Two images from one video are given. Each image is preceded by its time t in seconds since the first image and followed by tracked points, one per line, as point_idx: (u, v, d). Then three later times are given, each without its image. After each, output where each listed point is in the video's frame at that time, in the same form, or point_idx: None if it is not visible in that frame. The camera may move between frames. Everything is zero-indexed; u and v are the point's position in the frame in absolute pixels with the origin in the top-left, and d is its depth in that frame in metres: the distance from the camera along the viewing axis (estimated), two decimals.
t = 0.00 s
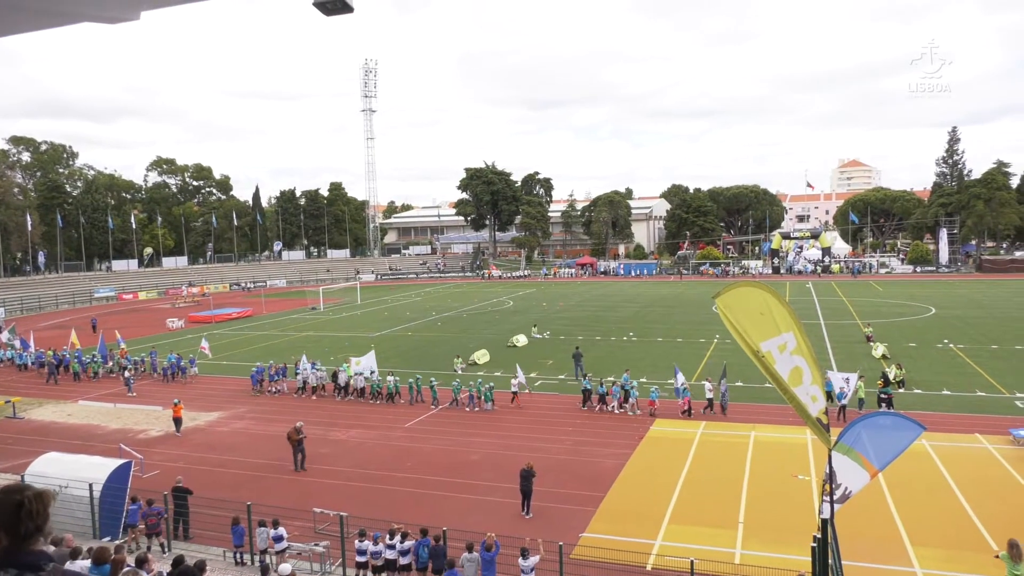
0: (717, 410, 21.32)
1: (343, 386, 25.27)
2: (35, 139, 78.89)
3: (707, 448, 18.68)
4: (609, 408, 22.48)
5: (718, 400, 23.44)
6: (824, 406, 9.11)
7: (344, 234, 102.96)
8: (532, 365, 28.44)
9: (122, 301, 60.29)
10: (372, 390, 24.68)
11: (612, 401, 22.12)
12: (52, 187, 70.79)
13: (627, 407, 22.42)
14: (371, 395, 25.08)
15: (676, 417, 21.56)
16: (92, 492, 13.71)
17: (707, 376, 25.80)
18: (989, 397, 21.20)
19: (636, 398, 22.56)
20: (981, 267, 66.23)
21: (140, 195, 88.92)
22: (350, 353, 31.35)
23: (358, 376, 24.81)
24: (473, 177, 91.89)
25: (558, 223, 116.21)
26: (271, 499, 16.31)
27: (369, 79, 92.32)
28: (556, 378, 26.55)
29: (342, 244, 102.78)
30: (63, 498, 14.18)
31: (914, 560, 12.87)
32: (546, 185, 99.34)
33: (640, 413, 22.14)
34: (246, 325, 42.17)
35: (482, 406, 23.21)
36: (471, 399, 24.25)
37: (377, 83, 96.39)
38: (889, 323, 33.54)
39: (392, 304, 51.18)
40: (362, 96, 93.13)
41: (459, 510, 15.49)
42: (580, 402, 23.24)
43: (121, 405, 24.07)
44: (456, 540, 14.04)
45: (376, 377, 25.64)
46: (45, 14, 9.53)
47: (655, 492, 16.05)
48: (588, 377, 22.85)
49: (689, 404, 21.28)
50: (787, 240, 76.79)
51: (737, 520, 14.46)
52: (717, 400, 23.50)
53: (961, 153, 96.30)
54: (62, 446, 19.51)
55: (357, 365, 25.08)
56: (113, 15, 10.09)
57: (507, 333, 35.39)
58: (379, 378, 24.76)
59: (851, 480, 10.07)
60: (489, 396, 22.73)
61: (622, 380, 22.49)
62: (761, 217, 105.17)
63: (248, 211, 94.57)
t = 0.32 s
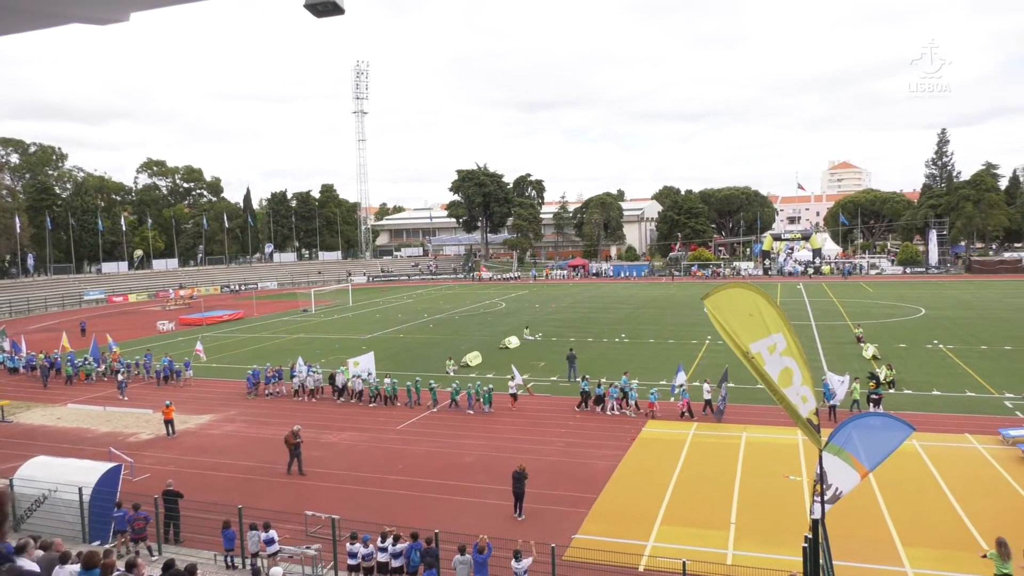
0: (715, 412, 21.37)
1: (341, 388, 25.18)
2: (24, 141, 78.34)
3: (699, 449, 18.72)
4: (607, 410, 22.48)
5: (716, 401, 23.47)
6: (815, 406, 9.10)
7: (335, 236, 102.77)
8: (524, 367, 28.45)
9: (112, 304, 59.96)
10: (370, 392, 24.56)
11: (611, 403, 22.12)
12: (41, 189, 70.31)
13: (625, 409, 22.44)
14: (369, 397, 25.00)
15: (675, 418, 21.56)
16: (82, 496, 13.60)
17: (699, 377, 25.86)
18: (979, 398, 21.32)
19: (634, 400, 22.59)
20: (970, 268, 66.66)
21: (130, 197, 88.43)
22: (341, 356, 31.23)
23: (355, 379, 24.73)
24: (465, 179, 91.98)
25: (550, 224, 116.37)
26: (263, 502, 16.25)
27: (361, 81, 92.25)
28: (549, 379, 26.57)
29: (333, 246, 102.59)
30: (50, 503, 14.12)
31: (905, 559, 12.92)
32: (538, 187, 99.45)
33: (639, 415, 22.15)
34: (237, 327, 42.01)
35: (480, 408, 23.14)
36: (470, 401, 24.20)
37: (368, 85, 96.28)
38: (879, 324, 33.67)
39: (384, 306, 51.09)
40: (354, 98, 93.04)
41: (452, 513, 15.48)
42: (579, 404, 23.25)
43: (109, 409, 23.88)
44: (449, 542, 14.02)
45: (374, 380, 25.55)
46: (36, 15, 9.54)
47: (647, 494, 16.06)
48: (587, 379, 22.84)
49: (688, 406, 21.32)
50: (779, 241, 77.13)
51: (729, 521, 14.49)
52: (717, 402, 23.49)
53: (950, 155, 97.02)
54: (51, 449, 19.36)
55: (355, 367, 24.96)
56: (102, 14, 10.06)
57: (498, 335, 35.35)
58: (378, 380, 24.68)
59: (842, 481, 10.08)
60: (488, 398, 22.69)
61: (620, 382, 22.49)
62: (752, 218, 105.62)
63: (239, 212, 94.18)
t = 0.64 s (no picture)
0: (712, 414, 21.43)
1: (336, 393, 25.06)
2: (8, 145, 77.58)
3: (689, 450, 18.81)
4: (603, 412, 22.49)
5: (712, 404, 23.53)
6: (802, 408, 9.13)
7: (324, 239, 102.63)
8: (514, 369, 28.44)
9: (98, 309, 59.52)
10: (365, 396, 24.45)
11: (608, 407, 22.11)
12: (26, 193, 69.72)
13: (622, 411, 22.46)
14: (364, 402, 24.88)
15: (671, 421, 21.57)
16: (67, 503, 13.48)
17: (690, 379, 25.94)
18: (965, 398, 21.47)
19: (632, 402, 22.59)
20: (956, 269, 67.29)
21: (117, 201, 87.76)
22: (329, 360, 31.14)
23: (351, 383, 24.60)
24: (454, 182, 92.06)
25: (539, 227, 116.50)
26: (251, 507, 16.16)
27: (349, 84, 92.10)
28: (539, 382, 26.59)
29: (322, 250, 102.35)
30: (37, 510, 13.90)
31: (893, 559, 13.00)
32: (527, 190, 99.53)
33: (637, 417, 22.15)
34: (225, 332, 41.81)
35: (476, 412, 23.09)
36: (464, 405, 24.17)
37: (356, 88, 96.13)
38: (866, 325, 33.89)
39: (372, 310, 51.04)
40: (342, 101, 92.85)
41: (443, 517, 15.41)
42: (576, 406, 23.23)
43: (96, 415, 23.66)
44: (439, 546, 13.98)
45: (370, 384, 25.42)
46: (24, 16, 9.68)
47: (637, 496, 16.06)
48: (582, 382, 22.85)
49: (685, 408, 21.35)
50: (766, 244, 77.55)
51: (719, 522, 14.54)
52: (713, 404, 23.52)
53: (935, 157, 97.95)
54: (36, 456, 19.19)
55: (350, 372, 24.84)
56: (88, 15, 10.13)
57: (488, 338, 35.35)
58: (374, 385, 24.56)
59: (829, 481, 10.15)
60: (484, 401, 22.63)
61: (617, 384, 22.47)
62: (740, 221, 106.17)
63: (227, 216, 93.65)
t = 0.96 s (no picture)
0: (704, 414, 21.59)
1: (326, 395, 24.98)
2: None
3: (673, 450, 18.87)
4: (594, 413, 22.51)
5: (701, 404, 23.65)
6: (784, 406, 9.24)
7: (307, 240, 102.29)
8: (500, 370, 28.42)
9: (77, 311, 58.80)
10: (356, 398, 24.37)
11: (598, 407, 22.14)
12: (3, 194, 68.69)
13: (613, 412, 22.48)
14: (353, 404, 24.77)
15: (661, 421, 21.66)
16: (46, 508, 13.30)
17: (674, 379, 26.05)
18: (944, 396, 21.72)
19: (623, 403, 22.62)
20: (935, 269, 68.14)
21: (96, 202, 86.66)
22: (313, 361, 30.98)
23: (340, 385, 24.48)
24: (438, 183, 91.96)
25: (523, 228, 116.60)
26: (234, 511, 16.01)
27: (332, 83, 91.62)
28: (523, 383, 26.58)
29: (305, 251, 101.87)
30: (14, 515, 13.68)
31: (874, 556, 13.12)
32: (511, 191, 99.54)
33: (628, 417, 22.20)
34: (207, 334, 41.46)
35: (466, 413, 23.08)
36: (452, 406, 24.15)
37: (340, 88, 95.68)
38: (847, 325, 34.18)
39: (356, 311, 50.86)
40: (325, 101, 92.39)
41: (427, 518, 15.39)
42: (566, 406, 23.25)
43: (76, 418, 23.38)
44: (423, 548, 13.93)
45: (359, 386, 25.29)
46: None
47: (621, 496, 16.10)
48: (573, 382, 22.87)
49: (674, 407, 21.43)
50: (749, 244, 78.02)
51: (702, 521, 14.60)
52: (702, 404, 23.64)
53: (914, 158, 99.13)
54: (13, 461, 18.91)
55: (340, 373, 24.72)
56: (66, 13, 9.99)
57: (472, 339, 35.30)
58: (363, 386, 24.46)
59: (812, 479, 10.19)
60: (475, 402, 22.59)
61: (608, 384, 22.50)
62: (722, 221, 106.88)
63: (208, 217, 92.82)
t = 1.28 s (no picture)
0: (699, 413, 21.72)
1: (315, 397, 24.83)
2: None
3: (656, 450, 18.95)
4: (584, 413, 22.51)
5: (688, 403, 23.75)
6: (766, 406, 9.35)
7: (289, 241, 102.18)
8: (483, 371, 28.41)
9: (56, 313, 58.15)
10: (346, 400, 24.24)
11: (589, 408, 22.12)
12: None
13: (603, 412, 22.48)
14: (343, 405, 24.62)
15: (652, 421, 21.73)
16: (25, 512, 13.13)
17: (658, 379, 26.16)
18: (923, 395, 21.98)
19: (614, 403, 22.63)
20: (915, 269, 68.92)
21: (75, 202, 85.63)
22: (297, 363, 30.77)
23: (330, 387, 24.29)
24: (422, 184, 91.84)
25: (507, 228, 116.59)
26: (216, 514, 15.86)
27: (315, 84, 91.23)
28: (508, 384, 26.60)
29: (288, 252, 101.58)
30: None
31: (855, 554, 13.24)
32: (495, 192, 99.48)
33: (619, 418, 22.19)
34: (189, 335, 41.09)
35: (457, 414, 23.05)
36: (440, 407, 24.10)
37: (323, 88, 95.32)
38: (828, 325, 34.51)
39: (339, 312, 50.55)
40: (308, 102, 91.95)
41: (412, 519, 15.36)
42: (556, 407, 23.22)
43: (56, 421, 23.08)
44: (408, 549, 13.89)
45: (348, 388, 25.12)
46: None
47: (605, 496, 16.14)
48: (563, 382, 22.84)
49: (666, 408, 21.45)
50: (731, 245, 78.54)
51: (686, 521, 14.66)
52: (688, 404, 23.77)
53: (894, 160, 100.28)
54: None
55: (329, 375, 24.55)
56: (42, 11, 9.87)
57: (457, 340, 35.25)
58: (353, 388, 24.32)
59: (794, 477, 10.29)
60: (466, 403, 22.54)
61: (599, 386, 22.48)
62: (705, 222, 107.59)
63: (190, 218, 92.02)
